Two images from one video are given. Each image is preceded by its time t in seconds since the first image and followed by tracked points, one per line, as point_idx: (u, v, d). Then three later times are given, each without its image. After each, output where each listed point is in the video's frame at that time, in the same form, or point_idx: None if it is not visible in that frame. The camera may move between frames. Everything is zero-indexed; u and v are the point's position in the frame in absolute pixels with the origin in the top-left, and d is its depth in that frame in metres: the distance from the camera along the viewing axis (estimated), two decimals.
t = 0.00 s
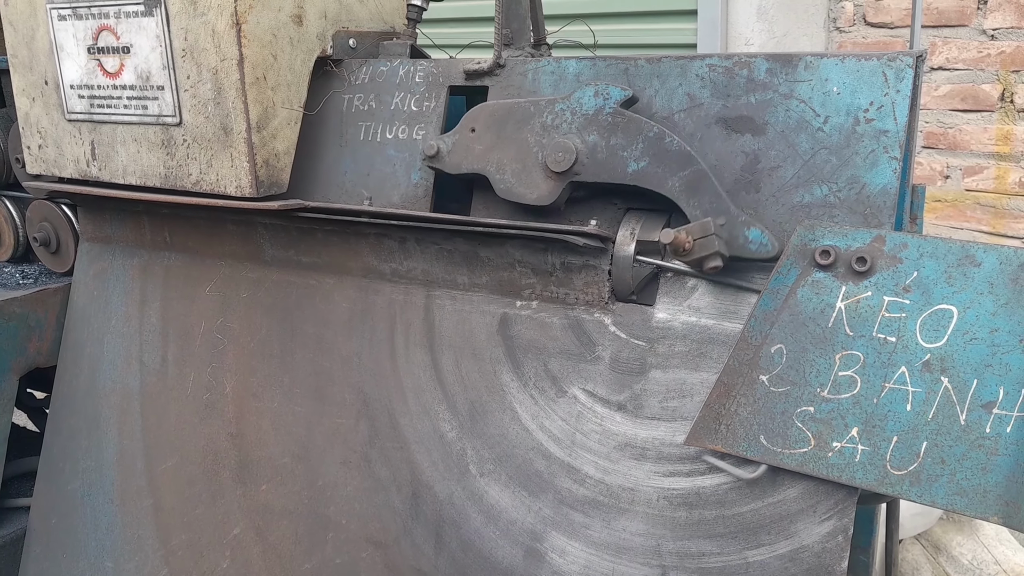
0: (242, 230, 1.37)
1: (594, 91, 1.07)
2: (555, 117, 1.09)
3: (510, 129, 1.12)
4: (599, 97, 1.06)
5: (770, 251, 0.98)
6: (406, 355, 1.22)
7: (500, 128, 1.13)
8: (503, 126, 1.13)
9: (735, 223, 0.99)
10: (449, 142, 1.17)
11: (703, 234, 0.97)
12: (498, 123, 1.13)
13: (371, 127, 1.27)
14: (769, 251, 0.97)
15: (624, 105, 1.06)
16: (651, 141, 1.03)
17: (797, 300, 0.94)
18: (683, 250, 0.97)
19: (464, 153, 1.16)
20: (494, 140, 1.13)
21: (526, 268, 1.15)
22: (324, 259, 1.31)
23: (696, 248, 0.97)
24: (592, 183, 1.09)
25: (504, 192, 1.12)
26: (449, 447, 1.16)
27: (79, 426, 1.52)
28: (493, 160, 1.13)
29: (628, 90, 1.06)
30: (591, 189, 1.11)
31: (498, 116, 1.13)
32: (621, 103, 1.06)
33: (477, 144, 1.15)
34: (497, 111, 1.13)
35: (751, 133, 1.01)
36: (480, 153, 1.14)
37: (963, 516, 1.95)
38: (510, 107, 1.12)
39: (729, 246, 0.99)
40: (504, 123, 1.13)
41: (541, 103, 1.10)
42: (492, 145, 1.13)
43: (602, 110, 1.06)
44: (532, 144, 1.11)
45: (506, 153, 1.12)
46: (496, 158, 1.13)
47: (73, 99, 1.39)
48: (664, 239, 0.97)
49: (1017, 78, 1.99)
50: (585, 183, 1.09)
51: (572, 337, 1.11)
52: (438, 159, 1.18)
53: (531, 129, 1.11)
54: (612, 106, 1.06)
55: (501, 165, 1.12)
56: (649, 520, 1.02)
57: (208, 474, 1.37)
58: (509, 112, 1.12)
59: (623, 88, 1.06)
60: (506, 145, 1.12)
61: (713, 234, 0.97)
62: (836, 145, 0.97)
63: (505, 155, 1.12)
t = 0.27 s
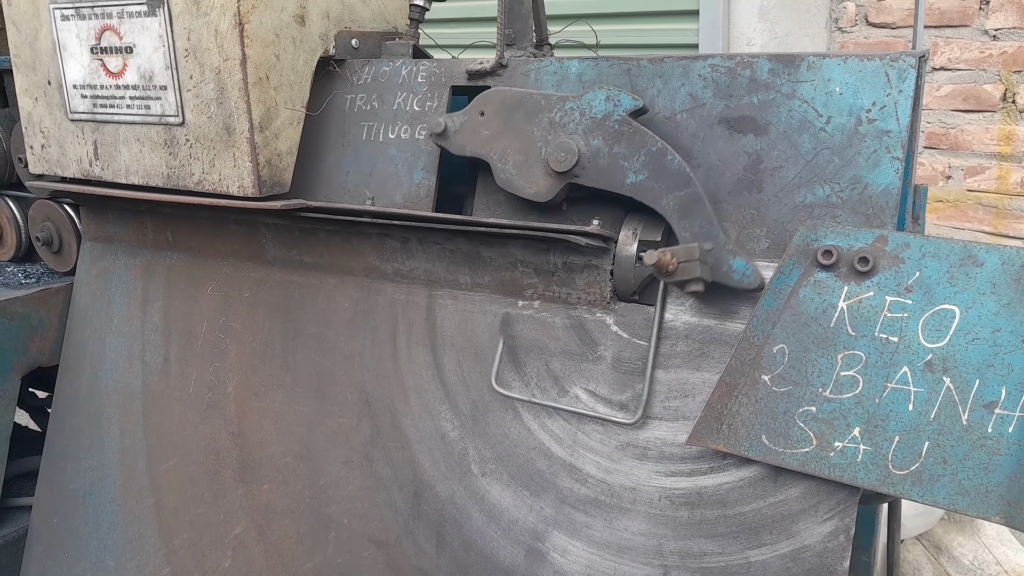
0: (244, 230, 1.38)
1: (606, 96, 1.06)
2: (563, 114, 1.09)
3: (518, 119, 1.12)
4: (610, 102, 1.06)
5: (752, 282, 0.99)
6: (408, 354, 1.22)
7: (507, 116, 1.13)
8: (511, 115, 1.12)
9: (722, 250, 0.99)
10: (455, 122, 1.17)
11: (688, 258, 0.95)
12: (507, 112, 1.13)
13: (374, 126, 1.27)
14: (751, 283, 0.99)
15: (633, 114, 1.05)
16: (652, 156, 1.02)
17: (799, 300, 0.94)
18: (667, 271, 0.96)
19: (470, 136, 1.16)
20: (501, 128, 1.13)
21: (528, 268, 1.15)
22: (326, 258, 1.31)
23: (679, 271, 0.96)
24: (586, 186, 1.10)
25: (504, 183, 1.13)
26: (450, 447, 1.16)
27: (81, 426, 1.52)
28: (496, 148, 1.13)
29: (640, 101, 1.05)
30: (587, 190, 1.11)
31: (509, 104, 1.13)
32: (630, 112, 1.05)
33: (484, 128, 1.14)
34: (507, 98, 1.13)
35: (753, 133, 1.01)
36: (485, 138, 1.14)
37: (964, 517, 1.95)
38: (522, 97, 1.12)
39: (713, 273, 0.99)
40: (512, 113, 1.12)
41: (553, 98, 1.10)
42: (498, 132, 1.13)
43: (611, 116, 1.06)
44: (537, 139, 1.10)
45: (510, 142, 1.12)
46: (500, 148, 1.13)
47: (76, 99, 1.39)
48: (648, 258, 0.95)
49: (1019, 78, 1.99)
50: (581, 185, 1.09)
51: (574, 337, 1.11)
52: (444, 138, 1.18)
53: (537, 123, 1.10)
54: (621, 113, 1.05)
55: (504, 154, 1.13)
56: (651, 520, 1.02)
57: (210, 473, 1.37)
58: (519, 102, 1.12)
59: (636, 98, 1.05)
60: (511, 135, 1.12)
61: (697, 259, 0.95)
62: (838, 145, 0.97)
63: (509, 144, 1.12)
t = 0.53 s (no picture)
0: (243, 231, 1.37)
1: (588, 90, 1.07)
2: (551, 119, 1.09)
3: (507, 139, 1.12)
4: (593, 95, 1.07)
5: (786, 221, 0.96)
6: (407, 355, 1.22)
7: (496, 138, 1.13)
8: (500, 136, 1.13)
9: (745, 195, 0.98)
10: (447, 158, 1.18)
11: (717, 208, 0.96)
12: (494, 134, 1.13)
13: (372, 127, 1.27)
14: (784, 221, 0.96)
15: (618, 99, 1.06)
16: (651, 157, 1.02)
17: (799, 300, 0.94)
18: (701, 227, 0.96)
19: (464, 167, 1.16)
20: (493, 152, 1.13)
21: (527, 269, 1.15)
22: (325, 259, 1.31)
23: (712, 225, 0.96)
24: (595, 181, 1.09)
25: (510, 201, 1.12)
26: (450, 447, 1.16)
27: (80, 427, 1.52)
28: (493, 170, 1.13)
29: (621, 83, 1.06)
30: (595, 187, 1.11)
31: (494, 126, 1.13)
32: (616, 96, 1.06)
33: (476, 156, 1.15)
34: (492, 121, 1.14)
35: (752, 133, 1.01)
36: (479, 165, 1.14)
37: (963, 516, 1.95)
38: (506, 117, 1.13)
39: (745, 219, 0.98)
40: (500, 133, 1.13)
41: (535, 108, 1.11)
42: (490, 156, 1.13)
43: (598, 106, 1.06)
44: (532, 151, 1.11)
45: (505, 162, 1.12)
46: (497, 168, 1.13)
47: (74, 100, 1.39)
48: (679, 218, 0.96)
49: (1018, 78, 1.99)
50: (589, 181, 1.09)
51: (573, 337, 1.11)
52: (438, 177, 1.18)
53: (528, 137, 1.11)
54: (606, 101, 1.06)
55: (502, 174, 1.12)
56: (650, 520, 1.02)
57: (209, 474, 1.37)
58: (504, 122, 1.13)
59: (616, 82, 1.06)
60: (504, 155, 1.12)
61: (727, 208, 0.96)
62: (837, 145, 0.97)
63: (505, 164, 1.12)
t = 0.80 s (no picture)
0: (244, 231, 1.38)
1: (594, 91, 1.07)
2: (552, 119, 1.09)
3: (510, 133, 1.12)
4: (599, 96, 1.06)
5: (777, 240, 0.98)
6: (408, 355, 1.22)
7: (500, 131, 1.13)
8: (503, 130, 1.13)
9: (741, 213, 0.98)
10: (449, 148, 1.18)
11: (710, 225, 0.94)
12: (498, 127, 1.13)
13: (373, 127, 1.27)
14: (776, 241, 0.98)
15: (623, 103, 1.06)
16: (652, 157, 1.03)
17: (800, 300, 0.94)
18: (691, 243, 0.95)
19: (465, 158, 1.16)
20: (495, 145, 1.13)
21: (528, 269, 1.15)
22: (326, 259, 1.31)
23: (704, 240, 0.95)
24: (594, 184, 1.09)
25: (508, 196, 1.13)
26: (451, 447, 1.16)
27: (81, 427, 1.52)
28: (494, 164, 1.13)
29: (628, 87, 1.06)
30: (595, 188, 1.11)
31: (498, 119, 1.13)
32: (621, 100, 1.06)
33: (479, 148, 1.15)
34: (497, 114, 1.13)
35: (753, 133, 1.01)
36: (481, 157, 1.15)
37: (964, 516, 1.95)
38: (510, 111, 1.12)
39: (736, 238, 0.98)
40: (504, 127, 1.13)
41: (541, 105, 1.10)
42: (492, 149, 1.13)
43: (602, 109, 1.06)
44: (534, 148, 1.11)
45: (506, 156, 1.12)
46: (497, 162, 1.13)
47: (75, 100, 1.39)
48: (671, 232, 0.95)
49: (1018, 78, 1.99)
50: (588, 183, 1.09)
51: (574, 337, 1.11)
52: (439, 165, 1.18)
53: (531, 133, 1.11)
54: (611, 104, 1.06)
55: (502, 168, 1.13)
56: (652, 520, 1.02)
57: (210, 474, 1.37)
58: (508, 116, 1.12)
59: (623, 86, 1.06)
60: (506, 149, 1.12)
61: (720, 226, 0.94)
62: (838, 145, 0.97)
63: (506, 158, 1.12)
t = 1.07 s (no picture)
0: (245, 231, 1.38)
1: (610, 97, 1.06)
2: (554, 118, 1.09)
3: (521, 116, 1.12)
4: (614, 104, 1.05)
5: (746, 293, 0.99)
6: (409, 355, 1.22)
7: (511, 113, 1.12)
8: (515, 112, 1.12)
9: (717, 259, 0.99)
10: (460, 114, 1.17)
11: (681, 266, 0.96)
12: (511, 107, 1.12)
13: (375, 126, 1.27)
14: (743, 294, 0.99)
15: (636, 117, 1.05)
16: (653, 156, 1.03)
17: (802, 299, 0.94)
18: (660, 279, 0.97)
19: (472, 130, 1.16)
20: (503, 125, 1.13)
21: (529, 268, 1.15)
22: (328, 259, 1.31)
23: (672, 278, 0.97)
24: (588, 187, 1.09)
25: (503, 178, 1.13)
26: (452, 447, 1.16)
27: (83, 426, 1.52)
28: (498, 142, 1.13)
29: (644, 103, 1.04)
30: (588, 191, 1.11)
31: (513, 99, 1.12)
32: (634, 115, 1.05)
33: (487, 122, 1.14)
34: (513, 93, 1.12)
35: (755, 132, 1.01)
36: (488, 133, 1.14)
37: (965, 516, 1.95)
38: (527, 94, 1.11)
39: (706, 283, 0.99)
40: (517, 109, 1.12)
41: (542, 104, 1.10)
42: (501, 128, 1.13)
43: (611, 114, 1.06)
44: (540, 136, 1.10)
45: (512, 138, 1.12)
46: (502, 143, 1.13)
47: (77, 100, 1.39)
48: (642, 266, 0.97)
49: (1019, 77, 1.99)
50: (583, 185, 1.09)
51: (575, 337, 1.11)
52: (446, 129, 1.18)
53: (541, 120, 1.10)
54: (623, 115, 1.05)
55: (506, 149, 1.13)
56: (653, 520, 1.02)
57: (212, 474, 1.37)
58: (524, 99, 1.12)
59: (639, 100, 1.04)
60: (513, 131, 1.12)
61: (690, 269, 0.96)
62: (840, 144, 0.97)
63: (511, 139, 1.12)
